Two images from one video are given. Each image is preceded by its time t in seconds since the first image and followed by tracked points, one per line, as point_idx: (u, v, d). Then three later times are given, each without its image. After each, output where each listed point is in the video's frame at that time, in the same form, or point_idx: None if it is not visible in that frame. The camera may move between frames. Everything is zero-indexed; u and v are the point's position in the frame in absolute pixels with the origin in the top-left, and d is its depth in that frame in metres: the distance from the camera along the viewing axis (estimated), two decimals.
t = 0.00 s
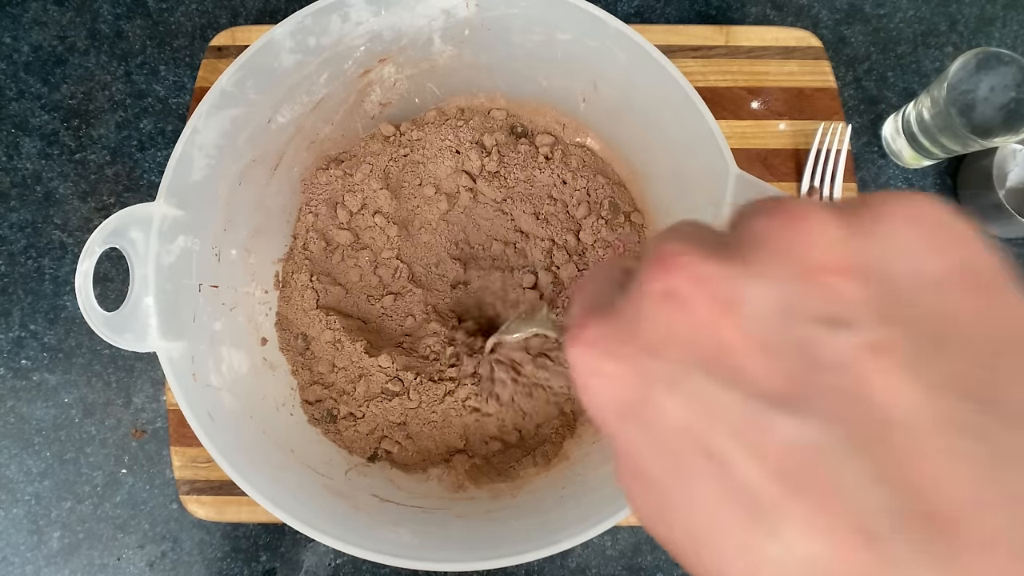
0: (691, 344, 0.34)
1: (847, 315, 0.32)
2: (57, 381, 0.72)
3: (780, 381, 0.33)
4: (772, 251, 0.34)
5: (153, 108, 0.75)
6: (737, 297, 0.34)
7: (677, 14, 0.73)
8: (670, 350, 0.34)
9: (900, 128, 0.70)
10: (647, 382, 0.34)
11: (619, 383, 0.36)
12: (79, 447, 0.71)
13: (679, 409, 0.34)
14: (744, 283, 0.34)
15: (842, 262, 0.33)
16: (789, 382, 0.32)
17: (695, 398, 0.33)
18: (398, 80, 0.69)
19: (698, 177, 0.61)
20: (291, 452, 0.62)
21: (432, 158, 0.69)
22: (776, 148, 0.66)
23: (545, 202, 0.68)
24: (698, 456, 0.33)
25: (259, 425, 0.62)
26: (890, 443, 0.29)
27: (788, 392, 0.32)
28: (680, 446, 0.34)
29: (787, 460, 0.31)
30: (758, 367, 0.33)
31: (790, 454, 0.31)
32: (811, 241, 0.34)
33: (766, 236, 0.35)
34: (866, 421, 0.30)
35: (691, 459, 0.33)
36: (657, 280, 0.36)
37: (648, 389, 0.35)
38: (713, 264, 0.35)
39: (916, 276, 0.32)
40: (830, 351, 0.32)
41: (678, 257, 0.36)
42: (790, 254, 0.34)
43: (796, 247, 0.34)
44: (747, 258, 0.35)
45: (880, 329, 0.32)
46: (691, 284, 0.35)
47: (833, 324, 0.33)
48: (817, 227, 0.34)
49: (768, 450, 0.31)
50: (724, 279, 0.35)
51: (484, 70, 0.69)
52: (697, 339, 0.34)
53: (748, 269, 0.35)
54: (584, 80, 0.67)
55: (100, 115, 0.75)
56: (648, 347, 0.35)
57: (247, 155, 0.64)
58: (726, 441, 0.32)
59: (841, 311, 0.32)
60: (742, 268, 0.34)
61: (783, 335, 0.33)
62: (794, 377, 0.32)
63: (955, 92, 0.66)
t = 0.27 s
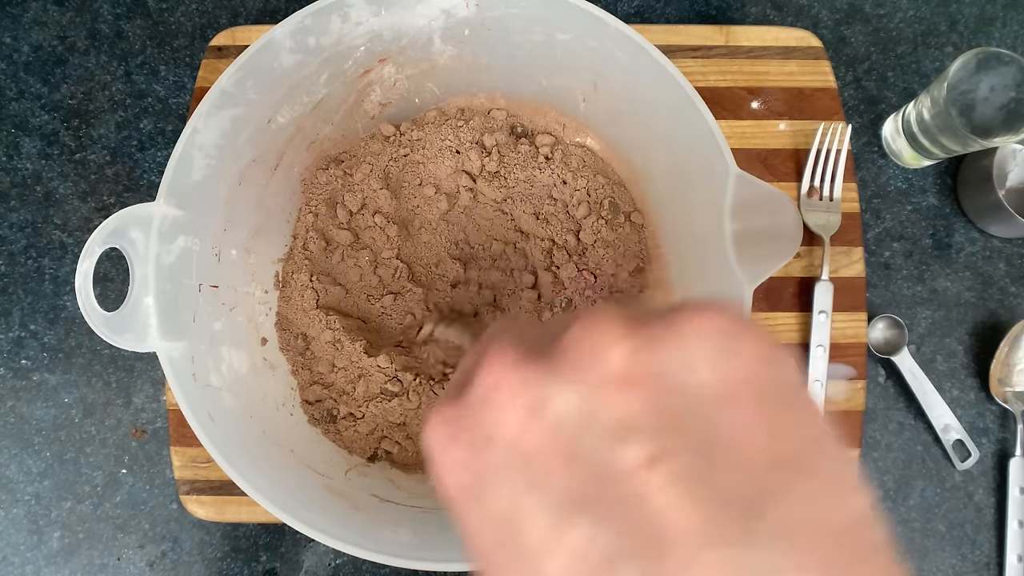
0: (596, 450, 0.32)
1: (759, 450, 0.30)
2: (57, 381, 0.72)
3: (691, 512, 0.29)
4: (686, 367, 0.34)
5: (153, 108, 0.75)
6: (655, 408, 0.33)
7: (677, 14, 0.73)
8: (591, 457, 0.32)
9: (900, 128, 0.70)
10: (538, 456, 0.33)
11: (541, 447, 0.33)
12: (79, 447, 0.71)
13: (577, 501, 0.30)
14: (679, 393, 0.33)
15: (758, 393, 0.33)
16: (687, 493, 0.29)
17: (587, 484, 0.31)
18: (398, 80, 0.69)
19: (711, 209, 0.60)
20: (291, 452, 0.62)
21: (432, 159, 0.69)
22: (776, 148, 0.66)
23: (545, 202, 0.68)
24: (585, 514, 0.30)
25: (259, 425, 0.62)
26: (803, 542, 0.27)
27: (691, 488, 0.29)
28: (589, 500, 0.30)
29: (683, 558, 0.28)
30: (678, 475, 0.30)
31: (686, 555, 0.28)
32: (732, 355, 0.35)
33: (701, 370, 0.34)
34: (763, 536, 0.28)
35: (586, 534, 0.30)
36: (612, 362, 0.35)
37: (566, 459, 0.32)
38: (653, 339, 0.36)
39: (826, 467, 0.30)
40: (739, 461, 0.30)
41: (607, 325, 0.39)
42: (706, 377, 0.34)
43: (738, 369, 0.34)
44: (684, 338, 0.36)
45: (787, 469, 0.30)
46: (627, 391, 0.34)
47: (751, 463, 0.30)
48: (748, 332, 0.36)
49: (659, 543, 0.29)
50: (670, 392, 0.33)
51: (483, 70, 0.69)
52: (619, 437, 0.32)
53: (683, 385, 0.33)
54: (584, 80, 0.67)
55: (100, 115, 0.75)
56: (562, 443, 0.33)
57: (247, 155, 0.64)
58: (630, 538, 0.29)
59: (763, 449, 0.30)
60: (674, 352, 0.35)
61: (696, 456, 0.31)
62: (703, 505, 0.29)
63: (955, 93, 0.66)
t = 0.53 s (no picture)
0: (594, 358, 0.36)
1: (744, 373, 0.33)
2: (57, 382, 0.72)
3: (675, 428, 0.33)
4: (688, 296, 0.36)
5: (153, 108, 0.75)
6: (655, 345, 0.35)
7: (677, 15, 0.73)
8: (584, 371, 0.36)
9: (900, 128, 0.70)
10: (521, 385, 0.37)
11: (535, 412, 0.36)
12: (79, 447, 0.71)
13: (585, 459, 0.34)
14: (682, 323, 0.35)
15: (757, 316, 0.35)
16: (699, 452, 0.33)
17: (575, 450, 0.34)
18: (398, 80, 0.69)
19: (709, 205, 0.60)
20: (291, 452, 0.62)
21: (433, 159, 0.69)
22: (776, 148, 0.66)
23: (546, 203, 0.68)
24: (592, 474, 0.33)
25: (259, 425, 0.62)
26: (798, 515, 0.30)
27: (691, 443, 0.33)
28: (600, 474, 0.33)
29: (686, 503, 0.32)
30: (672, 401, 0.34)
31: (667, 493, 0.32)
32: (721, 286, 0.35)
33: (704, 293, 0.35)
34: (744, 486, 0.32)
35: (590, 478, 0.33)
36: (612, 325, 0.36)
37: (552, 419, 0.35)
38: (659, 270, 0.37)
39: (805, 402, 0.33)
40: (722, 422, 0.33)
41: (621, 252, 0.39)
42: (711, 302, 0.35)
43: (741, 292, 0.35)
44: (658, 283, 0.36)
45: (800, 423, 0.33)
46: (625, 319, 0.36)
47: (717, 387, 0.34)
48: (732, 256, 0.36)
49: (647, 492, 0.33)
50: (672, 332, 0.35)
51: (483, 70, 0.69)
52: (617, 354, 0.36)
53: (682, 306, 0.36)
54: (584, 81, 0.67)
55: (100, 115, 0.75)
56: (572, 359, 0.36)
57: (247, 155, 0.64)
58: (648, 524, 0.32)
59: (703, 372, 0.34)
60: (674, 280, 0.36)
61: (692, 383, 0.34)
62: (689, 438, 0.33)
63: (955, 93, 0.66)
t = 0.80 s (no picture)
0: (570, 405, 0.33)
1: (731, 419, 0.31)
2: (57, 382, 0.72)
3: (540, 434, 0.33)
4: (677, 316, 0.35)
5: (153, 108, 0.75)
6: (630, 384, 0.33)
7: (677, 14, 0.73)
8: (559, 407, 0.33)
9: (900, 128, 0.70)
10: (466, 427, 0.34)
11: (489, 465, 0.32)
12: (79, 447, 0.71)
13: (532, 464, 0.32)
14: (670, 358, 0.34)
15: (740, 343, 0.34)
16: (693, 505, 0.30)
17: (468, 455, 0.33)
18: (398, 81, 0.69)
19: (710, 208, 0.60)
20: (291, 452, 0.62)
21: (433, 159, 0.69)
22: (776, 148, 0.66)
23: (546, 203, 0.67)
24: (569, 512, 0.30)
25: (259, 425, 0.62)
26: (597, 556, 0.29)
27: (623, 463, 0.31)
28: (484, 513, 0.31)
29: (638, 555, 0.29)
30: (636, 434, 0.32)
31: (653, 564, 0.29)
32: (684, 311, 0.35)
33: (689, 330, 0.34)
34: (734, 547, 0.29)
35: (553, 532, 0.30)
36: (590, 359, 0.34)
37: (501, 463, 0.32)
38: (623, 296, 0.35)
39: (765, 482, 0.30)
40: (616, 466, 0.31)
41: (597, 272, 0.37)
42: (693, 329, 0.34)
43: (714, 311, 0.34)
44: (640, 307, 0.35)
45: (750, 447, 0.31)
46: (606, 348, 0.34)
47: (715, 421, 0.32)
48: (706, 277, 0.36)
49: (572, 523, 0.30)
50: (645, 356, 0.34)
51: (483, 70, 0.69)
52: (592, 383, 0.33)
53: (657, 331, 0.34)
54: (584, 80, 0.67)
55: (100, 115, 0.75)
56: (544, 394, 0.33)
57: (247, 155, 0.64)
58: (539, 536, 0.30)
59: (674, 420, 0.32)
60: (659, 303, 0.35)
61: (680, 426, 0.32)
62: (682, 487, 0.30)
63: (955, 93, 0.66)
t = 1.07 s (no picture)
0: (647, 241, 0.36)
1: (778, 250, 0.35)
2: (57, 382, 0.72)
3: (722, 299, 0.34)
4: (728, 178, 0.35)
5: (153, 108, 0.75)
6: (701, 219, 0.35)
7: (677, 14, 0.73)
8: (636, 247, 0.36)
9: (900, 128, 0.70)
10: (588, 302, 0.37)
11: (580, 291, 0.37)
12: (79, 447, 0.71)
13: (694, 358, 0.34)
14: (722, 206, 0.35)
15: (796, 199, 0.35)
16: (741, 318, 0.34)
17: (621, 323, 0.36)
18: (398, 80, 0.69)
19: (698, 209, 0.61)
20: (291, 452, 0.62)
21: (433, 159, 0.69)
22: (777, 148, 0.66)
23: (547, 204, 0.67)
24: (691, 381, 0.34)
25: (259, 424, 0.62)
26: (806, 407, 0.32)
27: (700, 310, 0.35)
28: (669, 397, 0.34)
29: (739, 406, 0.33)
30: (741, 277, 0.35)
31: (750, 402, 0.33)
32: (746, 161, 0.35)
33: (734, 176, 0.35)
34: (776, 373, 0.33)
35: (669, 394, 0.34)
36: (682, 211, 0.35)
37: (602, 300, 0.36)
38: (618, 166, 0.37)
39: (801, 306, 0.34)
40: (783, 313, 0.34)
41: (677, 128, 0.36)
42: (752, 177, 0.35)
43: (755, 155, 0.35)
44: (712, 164, 0.35)
45: (778, 275, 0.34)
46: (679, 197, 0.35)
47: (764, 253, 0.35)
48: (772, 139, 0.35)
49: (739, 398, 0.33)
50: (675, 179, 0.35)
51: (483, 70, 0.69)
52: (662, 225, 0.36)
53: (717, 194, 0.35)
54: (584, 80, 0.66)
55: (100, 115, 0.75)
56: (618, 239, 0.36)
57: (247, 155, 0.64)
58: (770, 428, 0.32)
59: (774, 278, 0.35)
60: (719, 156, 0.35)
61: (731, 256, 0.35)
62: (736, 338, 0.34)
63: (955, 93, 0.66)
